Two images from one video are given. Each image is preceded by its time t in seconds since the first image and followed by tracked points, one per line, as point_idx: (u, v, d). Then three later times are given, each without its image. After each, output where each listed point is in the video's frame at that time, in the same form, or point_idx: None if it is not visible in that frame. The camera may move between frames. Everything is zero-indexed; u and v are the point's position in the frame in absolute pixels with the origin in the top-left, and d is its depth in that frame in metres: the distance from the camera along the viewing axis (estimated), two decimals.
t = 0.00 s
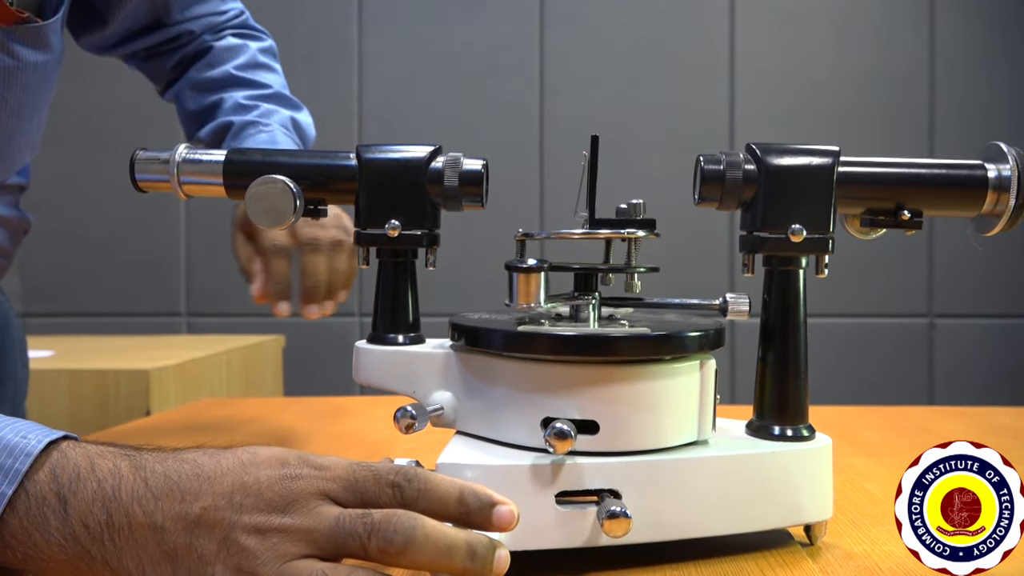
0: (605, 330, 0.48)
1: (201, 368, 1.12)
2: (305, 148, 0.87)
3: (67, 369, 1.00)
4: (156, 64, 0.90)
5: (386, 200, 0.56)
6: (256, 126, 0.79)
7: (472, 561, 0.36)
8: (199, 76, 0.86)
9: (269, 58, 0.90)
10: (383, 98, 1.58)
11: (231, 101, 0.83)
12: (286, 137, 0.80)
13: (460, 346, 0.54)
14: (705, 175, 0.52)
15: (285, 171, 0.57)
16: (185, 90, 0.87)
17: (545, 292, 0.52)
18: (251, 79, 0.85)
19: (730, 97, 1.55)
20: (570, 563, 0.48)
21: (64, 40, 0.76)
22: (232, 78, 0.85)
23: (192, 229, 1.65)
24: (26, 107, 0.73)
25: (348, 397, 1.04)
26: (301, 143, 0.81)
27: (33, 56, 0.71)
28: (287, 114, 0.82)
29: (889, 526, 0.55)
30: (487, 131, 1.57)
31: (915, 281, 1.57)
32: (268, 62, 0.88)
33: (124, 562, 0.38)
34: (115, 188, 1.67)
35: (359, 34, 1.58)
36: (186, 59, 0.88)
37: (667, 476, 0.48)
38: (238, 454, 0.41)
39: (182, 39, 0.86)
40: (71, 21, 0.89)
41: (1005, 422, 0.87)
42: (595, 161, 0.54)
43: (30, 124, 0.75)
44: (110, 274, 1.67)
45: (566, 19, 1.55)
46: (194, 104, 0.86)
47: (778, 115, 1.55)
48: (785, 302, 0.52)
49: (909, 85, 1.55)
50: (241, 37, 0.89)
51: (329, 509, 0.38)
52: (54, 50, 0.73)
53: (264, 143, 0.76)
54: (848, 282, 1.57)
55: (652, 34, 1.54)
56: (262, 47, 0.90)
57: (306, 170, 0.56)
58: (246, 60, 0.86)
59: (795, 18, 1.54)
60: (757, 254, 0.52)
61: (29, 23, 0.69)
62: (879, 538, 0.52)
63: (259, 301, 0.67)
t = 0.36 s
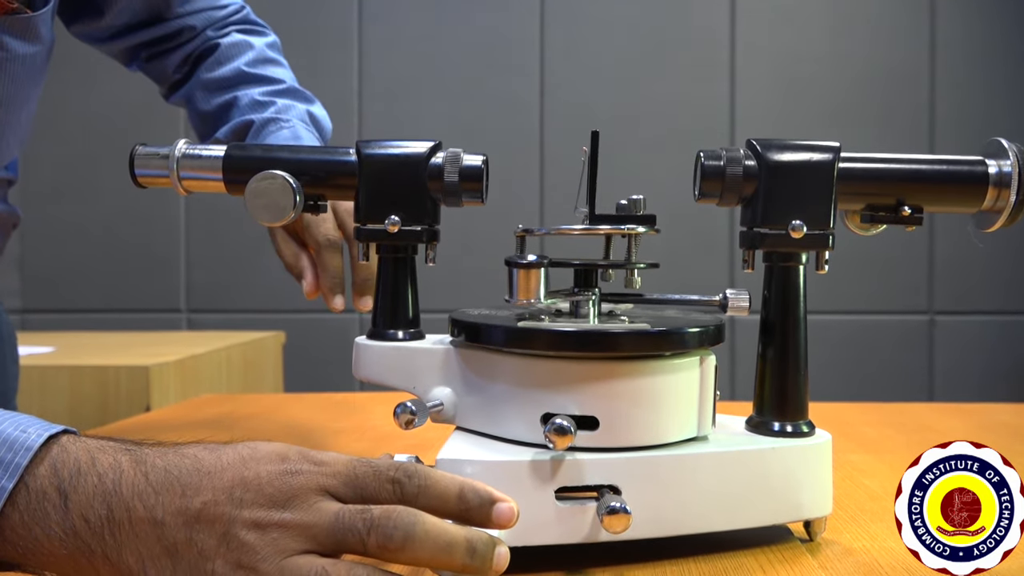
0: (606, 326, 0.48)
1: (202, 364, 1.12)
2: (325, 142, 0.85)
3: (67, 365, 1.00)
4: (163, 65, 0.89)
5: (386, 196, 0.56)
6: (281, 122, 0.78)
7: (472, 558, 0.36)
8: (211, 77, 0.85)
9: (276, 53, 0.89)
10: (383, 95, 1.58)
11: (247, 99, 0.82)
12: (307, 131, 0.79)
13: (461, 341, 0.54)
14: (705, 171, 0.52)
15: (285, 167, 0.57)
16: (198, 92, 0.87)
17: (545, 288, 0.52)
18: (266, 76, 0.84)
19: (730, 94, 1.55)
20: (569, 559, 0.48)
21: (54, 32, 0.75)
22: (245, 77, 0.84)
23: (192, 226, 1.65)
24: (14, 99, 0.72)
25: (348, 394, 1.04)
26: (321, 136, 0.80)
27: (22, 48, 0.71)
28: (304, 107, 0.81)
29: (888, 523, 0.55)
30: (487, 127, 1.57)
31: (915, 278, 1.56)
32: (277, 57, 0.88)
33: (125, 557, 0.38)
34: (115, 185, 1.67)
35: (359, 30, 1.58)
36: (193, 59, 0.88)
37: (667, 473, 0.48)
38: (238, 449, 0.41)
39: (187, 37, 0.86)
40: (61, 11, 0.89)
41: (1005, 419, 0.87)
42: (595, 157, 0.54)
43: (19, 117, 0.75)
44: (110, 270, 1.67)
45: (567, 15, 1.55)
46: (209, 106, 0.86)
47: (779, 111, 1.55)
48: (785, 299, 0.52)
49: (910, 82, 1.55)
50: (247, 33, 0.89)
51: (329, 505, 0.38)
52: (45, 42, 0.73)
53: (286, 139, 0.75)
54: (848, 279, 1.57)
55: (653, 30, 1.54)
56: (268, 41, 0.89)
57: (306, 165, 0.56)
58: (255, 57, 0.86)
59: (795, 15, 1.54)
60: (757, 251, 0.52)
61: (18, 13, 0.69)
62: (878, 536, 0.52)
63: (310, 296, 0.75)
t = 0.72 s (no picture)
0: (606, 325, 0.49)
1: (201, 363, 1.12)
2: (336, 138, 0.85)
3: (67, 364, 1.00)
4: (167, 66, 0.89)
5: (386, 195, 0.56)
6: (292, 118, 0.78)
7: (472, 559, 0.36)
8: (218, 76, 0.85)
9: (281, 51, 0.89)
10: (382, 94, 1.58)
11: (258, 96, 0.82)
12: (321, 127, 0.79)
13: (460, 341, 0.54)
14: (705, 170, 0.52)
15: (286, 167, 0.57)
16: (205, 91, 0.86)
17: (545, 288, 0.52)
18: (274, 74, 0.84)
19: (730, 93, 1.55)
20: (569, 558, 0.48)
21: (50, 28, 0.75)
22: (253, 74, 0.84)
23: (191, 225, 1.65)
24: (11, 95, 0.72)
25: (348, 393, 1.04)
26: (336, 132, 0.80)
27: (19, 44, 0.71)
28: (315, 104, 0.82)
29: (888, 522, 0.55)
30: (487, 126, 1.57)
31: (915, 277, 1.56)
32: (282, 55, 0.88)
33: (126, 555, 0.38)
34: (115, 184, 1.67)
35: (358, 28, 1.58)
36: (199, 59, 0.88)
37: (667, 472, 0.48)
38: (239, 448, 0.41)
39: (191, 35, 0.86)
40: (59, 8, 0.89)
41: (1005, 419, 0.87)
42: (595, 157, 0.54)
43: (16, 114, 0.74)
44: (110, 269, 1.67)
45: (567, 14, 1.54)
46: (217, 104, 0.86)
47: (779, 110, 1.55)
48: (785, 298, 0.52)
49: (909, 81, 1.55)
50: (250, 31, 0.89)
51: (331, 505, 0.38)
52: (41, 38, 0.73)
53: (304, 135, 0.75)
54: (848, 278, 1.57)
55: (653, 29, 1.54)
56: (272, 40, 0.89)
57: (306, 165, 0.56)
58: (262, 55, 0.86)
59: (795, 14, 1.54)
60: (757, 250, 0.52)
61: (15, 9, 0.69)
62: (878, 535, 0.52)
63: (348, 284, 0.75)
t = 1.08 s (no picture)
0: (605, 324, 0.49)
1: (202, 362, 1.12)
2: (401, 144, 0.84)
3: (67, 364, 1.00)
4: (178, 70, 0.79)
5: (386, 193, 0.56)
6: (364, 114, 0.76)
7: (472, 557, 0.36)
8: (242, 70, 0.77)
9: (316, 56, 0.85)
10: (383, 93, 1.58)
11: (340, 98, 0.77)
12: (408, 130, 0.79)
13: (461, 340, 0.54)
14: (706, 168, 0.52)
15: (286, 165, 0.57)
16: (264, 95, 0.77)
17: (545, 286, 0.52)
18: (302, 57, 0.79)
19: (731, 92, 1.55)
20: (569, 557, 0.48)
21: (49, 31, 0.74)
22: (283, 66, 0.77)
23: (192, 223, 1.65)
24: (10, 94, 0.72)
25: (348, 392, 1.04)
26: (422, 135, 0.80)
27: (11, 43, 0.69)
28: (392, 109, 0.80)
29: (888, 521, 0.55)
30: (488, 126, 1.57)
31: (915, 277, 1.56)
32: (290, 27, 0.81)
33: (126, 554, 0.38)
34: (115, 183, 1.67)
35: (359, 28, 1.57)
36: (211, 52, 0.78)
37: (667, 471, 0.48)
38: (237, 446, 0.41)
39: (197, 23, 0.78)
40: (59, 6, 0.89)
41: (1005, 418, 0.87)
42: (595, 155, 0.54)
43: (14, 111, 0.74)
44: (110, 268, 1.67)
45: (567, 13, 1.54)
46: (251, 107, 0.78)
47: (780, 109, 1.55)
48: (786, 296, 0.52)
49: (910, 81, 1.54)
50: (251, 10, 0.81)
51: (331, 505, 0.38)
52: (36, 40, 0.72)
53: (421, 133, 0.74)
54: (849, 277, 1.57)
55: (654, 28, 1.54)
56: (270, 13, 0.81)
57: (307, 163, 0.56)
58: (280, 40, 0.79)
59: (795, 13, 1.53)
60: (758, 249, 0.52)
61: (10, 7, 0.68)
62: (879, 534, 0.52)
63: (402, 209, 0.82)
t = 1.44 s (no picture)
0: (605, 326, 0.49)
1: (202, 363, 1.12)
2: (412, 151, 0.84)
3: (68, 365, 1.00)
4: (180, 75, 0.79)
5: (387, 195, 0.56)
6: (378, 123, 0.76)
7: (473, 560, 0.36)
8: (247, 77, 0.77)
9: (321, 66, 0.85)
10: (382, 94, 1.57)
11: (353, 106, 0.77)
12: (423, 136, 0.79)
13: (461, 341, 0.54)
14: (705, 170, 0.52)
15: (285, 167, 0.57)
16: (275, 103, 0.77)
17: (545, 288, 0.52)
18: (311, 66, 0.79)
19: (730, 93, 1.55)
20: (569, 558, 0.48)
21: (47, 36, 0.73)
22: (293, 75, 0.78)
23: (192, 225, 1.65)
24: (10, 96, 0.72)
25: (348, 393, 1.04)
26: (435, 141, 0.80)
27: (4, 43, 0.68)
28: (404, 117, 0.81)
29: (888, 522, 0.55)
30: (488, 127, 1.57)
31: (915, 278, 1.56)
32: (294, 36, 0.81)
33: (126, 556, 0.38)
34: (115, 184, 1.67)
35: (359, 29, 1.58)
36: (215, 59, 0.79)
37: (667, 472, 0.48)
38: (237, 449, 0.41)
39: (198, 26, 0.78)
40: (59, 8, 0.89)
41: (1005, 419, 0.87)
42: (595, 157, 0.54)
43: (15, 114, 0.74)
44: (111, 270, 1.67)
45: (567, 14, 1.54)
46: (261, 115, 0.78)
47: (780, 110, 1.55)
48: (786, 297, 0.52)
49: (910, 81, 1.54)
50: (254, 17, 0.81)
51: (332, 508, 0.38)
52: (32, 44, 0.71)
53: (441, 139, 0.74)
54: (849, 278, 1.57)
55: (653, 29, 1.54)
56: (274, 21, 0.82)
57: (306, 165, 0.56)
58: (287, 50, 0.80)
59: (795, 14, 1.54)
60: (757, 250, 0.52)
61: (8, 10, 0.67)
62: (878, 535, 0.52)
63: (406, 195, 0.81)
